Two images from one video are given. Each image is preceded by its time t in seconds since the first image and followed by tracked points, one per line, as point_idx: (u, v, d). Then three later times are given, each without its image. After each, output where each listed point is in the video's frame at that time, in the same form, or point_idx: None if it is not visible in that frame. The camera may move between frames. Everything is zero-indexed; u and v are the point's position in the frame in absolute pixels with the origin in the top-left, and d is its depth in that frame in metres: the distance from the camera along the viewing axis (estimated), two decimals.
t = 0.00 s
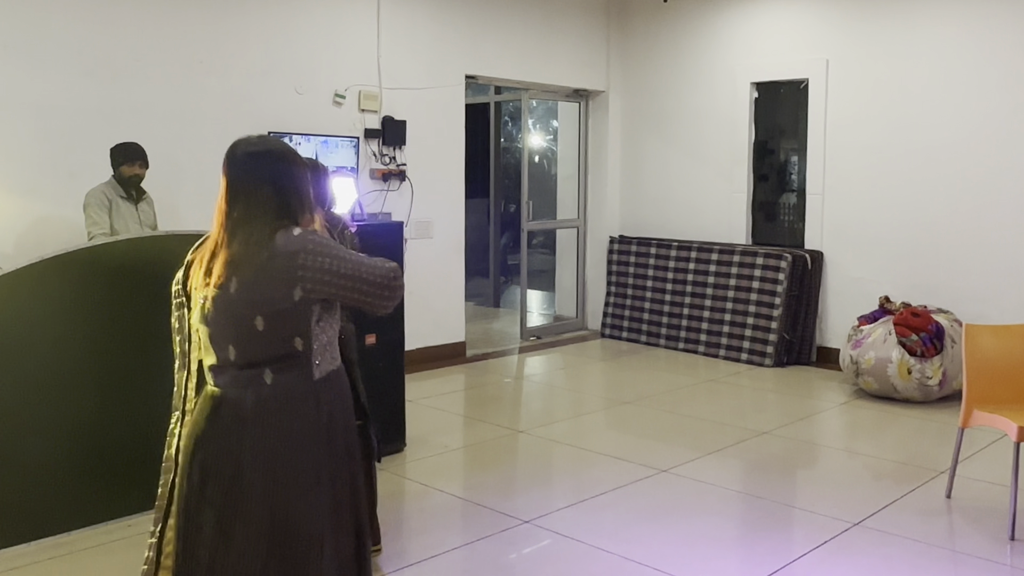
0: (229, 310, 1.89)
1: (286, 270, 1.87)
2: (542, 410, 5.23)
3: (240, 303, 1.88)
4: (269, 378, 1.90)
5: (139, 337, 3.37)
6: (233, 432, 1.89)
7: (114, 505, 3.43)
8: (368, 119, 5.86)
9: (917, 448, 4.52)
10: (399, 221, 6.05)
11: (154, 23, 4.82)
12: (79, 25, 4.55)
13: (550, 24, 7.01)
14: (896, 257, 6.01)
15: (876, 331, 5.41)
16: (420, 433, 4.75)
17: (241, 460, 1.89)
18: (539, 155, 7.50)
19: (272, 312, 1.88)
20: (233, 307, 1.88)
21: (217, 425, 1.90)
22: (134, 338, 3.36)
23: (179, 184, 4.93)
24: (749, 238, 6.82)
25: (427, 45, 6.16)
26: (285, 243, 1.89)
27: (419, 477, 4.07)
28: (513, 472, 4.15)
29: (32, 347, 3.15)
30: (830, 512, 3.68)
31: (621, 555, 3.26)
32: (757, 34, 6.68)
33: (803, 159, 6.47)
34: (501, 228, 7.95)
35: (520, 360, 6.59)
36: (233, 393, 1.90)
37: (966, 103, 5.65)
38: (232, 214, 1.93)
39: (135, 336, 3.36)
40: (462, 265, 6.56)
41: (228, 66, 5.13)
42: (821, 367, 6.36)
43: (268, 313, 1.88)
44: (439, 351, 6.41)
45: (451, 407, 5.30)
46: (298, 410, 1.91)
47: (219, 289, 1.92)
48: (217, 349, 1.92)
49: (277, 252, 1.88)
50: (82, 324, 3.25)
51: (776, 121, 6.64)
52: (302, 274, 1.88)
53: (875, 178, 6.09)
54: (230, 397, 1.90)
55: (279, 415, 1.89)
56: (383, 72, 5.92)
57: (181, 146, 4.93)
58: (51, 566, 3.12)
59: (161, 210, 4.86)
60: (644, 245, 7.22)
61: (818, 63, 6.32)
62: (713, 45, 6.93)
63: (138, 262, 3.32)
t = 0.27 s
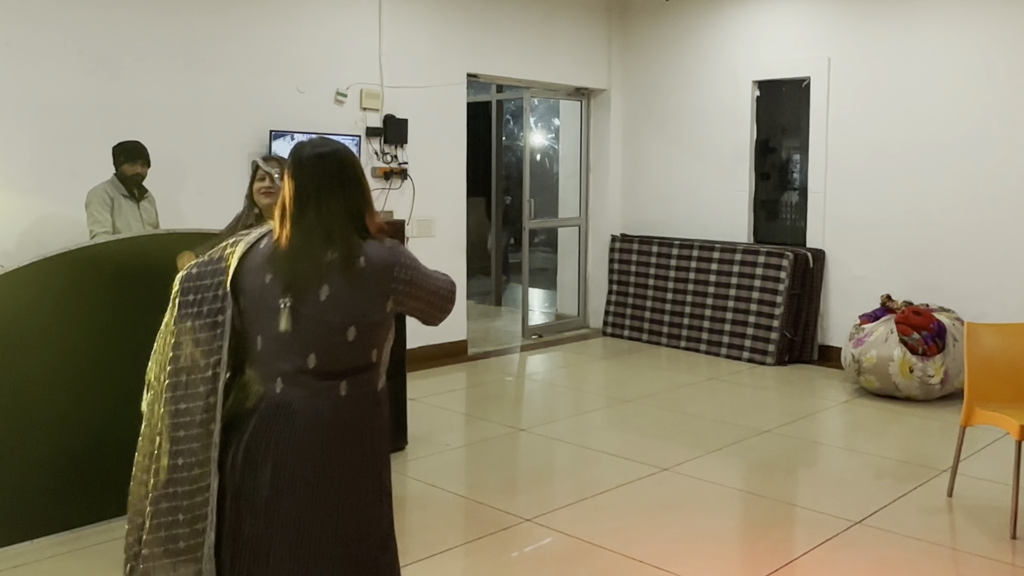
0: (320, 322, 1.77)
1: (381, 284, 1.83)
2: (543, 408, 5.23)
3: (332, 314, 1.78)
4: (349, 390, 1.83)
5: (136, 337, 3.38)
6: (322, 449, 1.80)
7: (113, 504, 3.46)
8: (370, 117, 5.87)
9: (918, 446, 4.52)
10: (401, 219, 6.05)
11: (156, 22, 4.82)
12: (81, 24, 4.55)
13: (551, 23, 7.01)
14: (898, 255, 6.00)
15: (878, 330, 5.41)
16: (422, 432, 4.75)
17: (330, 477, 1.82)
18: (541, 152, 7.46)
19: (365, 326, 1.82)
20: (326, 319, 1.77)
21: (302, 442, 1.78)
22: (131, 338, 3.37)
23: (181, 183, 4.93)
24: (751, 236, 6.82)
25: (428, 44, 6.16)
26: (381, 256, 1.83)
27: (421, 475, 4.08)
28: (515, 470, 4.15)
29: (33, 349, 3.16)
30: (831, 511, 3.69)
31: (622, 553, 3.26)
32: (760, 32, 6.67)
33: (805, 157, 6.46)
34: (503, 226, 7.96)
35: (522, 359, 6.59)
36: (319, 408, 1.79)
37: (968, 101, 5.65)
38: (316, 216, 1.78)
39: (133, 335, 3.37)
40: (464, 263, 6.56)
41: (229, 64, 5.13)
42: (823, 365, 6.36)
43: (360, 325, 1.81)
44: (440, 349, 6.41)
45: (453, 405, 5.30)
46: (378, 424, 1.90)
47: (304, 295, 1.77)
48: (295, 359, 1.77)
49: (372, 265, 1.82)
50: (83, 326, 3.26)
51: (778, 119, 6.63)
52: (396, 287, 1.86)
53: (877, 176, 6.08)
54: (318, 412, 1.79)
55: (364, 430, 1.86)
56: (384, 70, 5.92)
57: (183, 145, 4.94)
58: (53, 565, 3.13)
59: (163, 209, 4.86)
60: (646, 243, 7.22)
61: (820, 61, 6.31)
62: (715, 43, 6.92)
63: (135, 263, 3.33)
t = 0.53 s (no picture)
0: (386, 331, 1.78)
1: (442, 294, 1.86)
2: (545, 406, 5.23)
3: (399, 323, 1.79)
4: (412, 398, 1.83)
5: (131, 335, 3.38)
6: (388, 459, 1.79)
7: (116, 502, 3.47)
8: (372, 115, 5.87)
9: (921, 444, 4.51)
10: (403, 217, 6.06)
11: (159, 19, 4.82)
12: (84, 22, 4.55)
13: (554, 20, 7.00)
14: (901, 253, 6.00)
15: (880, 328, 5.41)
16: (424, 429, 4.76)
17: (397, 486, 1.82)
18: (543, 150, 7.45)
19: (428, 335, 1.83)
20: (394, 328, 1.78)
21: (370, 451, 1.78)
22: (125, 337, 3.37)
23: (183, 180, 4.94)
24: (753, 234, 6.82)
25: (430, 41, 6.16)
26: (441, 267, 1.86)
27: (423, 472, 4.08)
28: (516, 468, 4.16)
29: (35, 343, 3.22)
30: (833, 509, 3.68)
31: (625, 550, 3.26)
32: (762, 30, 6.66)
33: (807, 155, 6.46)
34: (505, 224, 7.97)
35: (524, 357, 6.59)
36: (385, 417, 1.79)
37: (971, 99, 5.64)
38: (381, 224, 1.78)
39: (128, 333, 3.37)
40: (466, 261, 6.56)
41: (232, 62, 5.13)
42: (825, 363, 6.36)
43: (423, 332, 1.83)
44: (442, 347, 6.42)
45: (455, 402, 5.31)
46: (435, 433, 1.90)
47: (370, 304, 1.77)
48: (363, 368, 1.76)
49: (434, 276, 1.85)
50: (85, 321, 3.31)
51: (780, 116, 6.63)
52: (451, 296, 1.89)
53: (879, 174, 6.07)
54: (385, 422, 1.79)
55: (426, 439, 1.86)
56: (386, 68, 5.92)
57: (185, 143, 4.94)
58: (54, 561, 3.13)
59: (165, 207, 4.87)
60: (648, 241, 7.21)
61: (823, 59, 6.30)
62: (717, 41, 6.92)
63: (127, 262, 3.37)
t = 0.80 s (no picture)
0: (452, 301, 1.79)
1: (507, 269, 1.85)
2: (548, 402, 5.23)
3: (463, 295, 1.80)
4: (481, 368, 1.83)
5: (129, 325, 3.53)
6: (459, 427, 1.81)
7: (125, 496, 3.53)
8: (375, 111, 5.87)
9: (925, 440, 4.51)
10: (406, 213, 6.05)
11: (162, 15, 4.82)
12: (87, 18, 4.55)
13: (557, 16, 7.00)
14: (904, 249, 5.99)
15: (883, 324, 5.41)
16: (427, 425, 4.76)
17: (468, 453, 1.83)
18: (546, 146, 7.43)
19: (496, 305, 1.83)
20: (461, 298, 1.79)
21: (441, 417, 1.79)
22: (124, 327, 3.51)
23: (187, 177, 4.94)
24: (757, 230, 6.81)
25: (433, 37, 6.16)
26: (506, 240, 1.85)
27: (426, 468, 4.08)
28: (520, 464, 4.16)
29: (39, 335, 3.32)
30: (837, 505, 3.69)
31: (629, 547, 3.27)
32: (765, 26, 6.65)
33: (810, 151, 6.45)
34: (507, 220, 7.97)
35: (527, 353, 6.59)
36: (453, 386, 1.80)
37: (975, 94, 5.62)
38: (446, 199, 1.78)
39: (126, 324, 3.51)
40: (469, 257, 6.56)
41: (235, 58, 5.13)
42: (828, 359, 6.36)
43: (490, 304, 1.82)
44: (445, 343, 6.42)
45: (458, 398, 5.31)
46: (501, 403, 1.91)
47: (437, 276, 1.79)
48: (432, 339, 1.78)
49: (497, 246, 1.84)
50: (98, 317, 3.46)
51: (783, 112, 6.62)
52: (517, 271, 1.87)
53: (883, 170, 6.06)
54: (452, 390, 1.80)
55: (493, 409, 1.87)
56: (389, 64, 5.92)
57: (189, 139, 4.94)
58: (61, 558, 3.13)
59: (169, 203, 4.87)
60: (651, 237, 7.20)
61: (826, 55, 6.29)
62: (720, 36, 6.91)
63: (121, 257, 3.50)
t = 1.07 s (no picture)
0: (527, 308, 1.79)
1: (577, 271, 1.87)
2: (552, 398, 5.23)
3: (538, 301, 1.80)
4: (548, 370, 1.87)
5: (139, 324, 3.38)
6: (533, 430, 1.83)
7: (128, 495, 3.47)
8: (379, 107, 5.87)
9: (929, 436, 4.51)
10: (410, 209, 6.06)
11: (166, 11, 4.82)
12: (91, 14, 4.55)
13: (560, 12, 6.99)
14: (908, 246, 5.98)
15: (887, 320, 5.41)
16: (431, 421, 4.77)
17: (539, 458, 1.84)
18: (549, 143, 7.42)
19: (566, 311, 1.85)
20: (537, 305, 1.79)
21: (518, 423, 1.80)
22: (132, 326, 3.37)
23: (191, 173, 4.94)
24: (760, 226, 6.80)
25: (437, 33, 6.15)
26: (575, 245, 1.87)
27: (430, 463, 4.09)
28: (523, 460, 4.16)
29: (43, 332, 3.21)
30: (841, 501, 3.69)
31: (633, 543, 3.27)
32: (769, 22, 6.64)
33: (814, 147, 6.44)
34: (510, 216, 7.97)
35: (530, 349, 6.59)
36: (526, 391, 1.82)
37: (980, 90, 5.61)
38: (520, 205, 1.77)
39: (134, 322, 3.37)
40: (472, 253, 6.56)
41: (239, 54, 5.13)
42: (832, 355, 6.35)
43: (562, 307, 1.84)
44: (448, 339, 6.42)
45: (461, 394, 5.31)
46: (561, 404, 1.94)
47: (514, 282, 1.77)
48: (509, 345, 1.79)
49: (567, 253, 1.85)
50: (87, 312, 3.32)
51: (787, 108, 6.61)
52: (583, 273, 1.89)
53: (887, 166, 6.05)
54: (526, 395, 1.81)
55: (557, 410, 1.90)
56: (393, 60, 5.92)
57: (193, 135, 4.94)
58: (67, 552, 3.13)
59: (173, 199, 4.87)
60: (654, 234, 7.20)
61: (830, 51, 6.28)
62: (725, 33, 6.89)
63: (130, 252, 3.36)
